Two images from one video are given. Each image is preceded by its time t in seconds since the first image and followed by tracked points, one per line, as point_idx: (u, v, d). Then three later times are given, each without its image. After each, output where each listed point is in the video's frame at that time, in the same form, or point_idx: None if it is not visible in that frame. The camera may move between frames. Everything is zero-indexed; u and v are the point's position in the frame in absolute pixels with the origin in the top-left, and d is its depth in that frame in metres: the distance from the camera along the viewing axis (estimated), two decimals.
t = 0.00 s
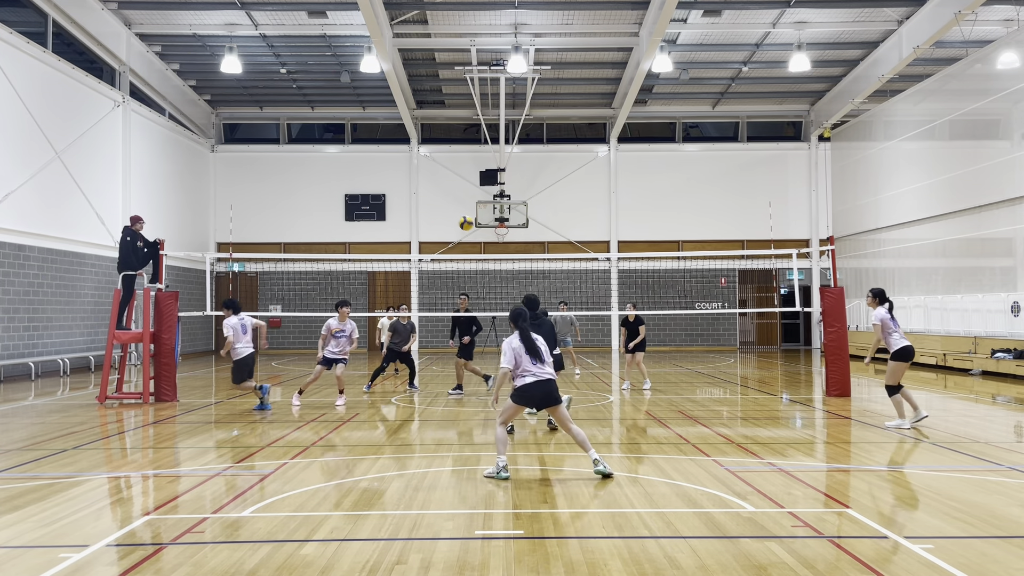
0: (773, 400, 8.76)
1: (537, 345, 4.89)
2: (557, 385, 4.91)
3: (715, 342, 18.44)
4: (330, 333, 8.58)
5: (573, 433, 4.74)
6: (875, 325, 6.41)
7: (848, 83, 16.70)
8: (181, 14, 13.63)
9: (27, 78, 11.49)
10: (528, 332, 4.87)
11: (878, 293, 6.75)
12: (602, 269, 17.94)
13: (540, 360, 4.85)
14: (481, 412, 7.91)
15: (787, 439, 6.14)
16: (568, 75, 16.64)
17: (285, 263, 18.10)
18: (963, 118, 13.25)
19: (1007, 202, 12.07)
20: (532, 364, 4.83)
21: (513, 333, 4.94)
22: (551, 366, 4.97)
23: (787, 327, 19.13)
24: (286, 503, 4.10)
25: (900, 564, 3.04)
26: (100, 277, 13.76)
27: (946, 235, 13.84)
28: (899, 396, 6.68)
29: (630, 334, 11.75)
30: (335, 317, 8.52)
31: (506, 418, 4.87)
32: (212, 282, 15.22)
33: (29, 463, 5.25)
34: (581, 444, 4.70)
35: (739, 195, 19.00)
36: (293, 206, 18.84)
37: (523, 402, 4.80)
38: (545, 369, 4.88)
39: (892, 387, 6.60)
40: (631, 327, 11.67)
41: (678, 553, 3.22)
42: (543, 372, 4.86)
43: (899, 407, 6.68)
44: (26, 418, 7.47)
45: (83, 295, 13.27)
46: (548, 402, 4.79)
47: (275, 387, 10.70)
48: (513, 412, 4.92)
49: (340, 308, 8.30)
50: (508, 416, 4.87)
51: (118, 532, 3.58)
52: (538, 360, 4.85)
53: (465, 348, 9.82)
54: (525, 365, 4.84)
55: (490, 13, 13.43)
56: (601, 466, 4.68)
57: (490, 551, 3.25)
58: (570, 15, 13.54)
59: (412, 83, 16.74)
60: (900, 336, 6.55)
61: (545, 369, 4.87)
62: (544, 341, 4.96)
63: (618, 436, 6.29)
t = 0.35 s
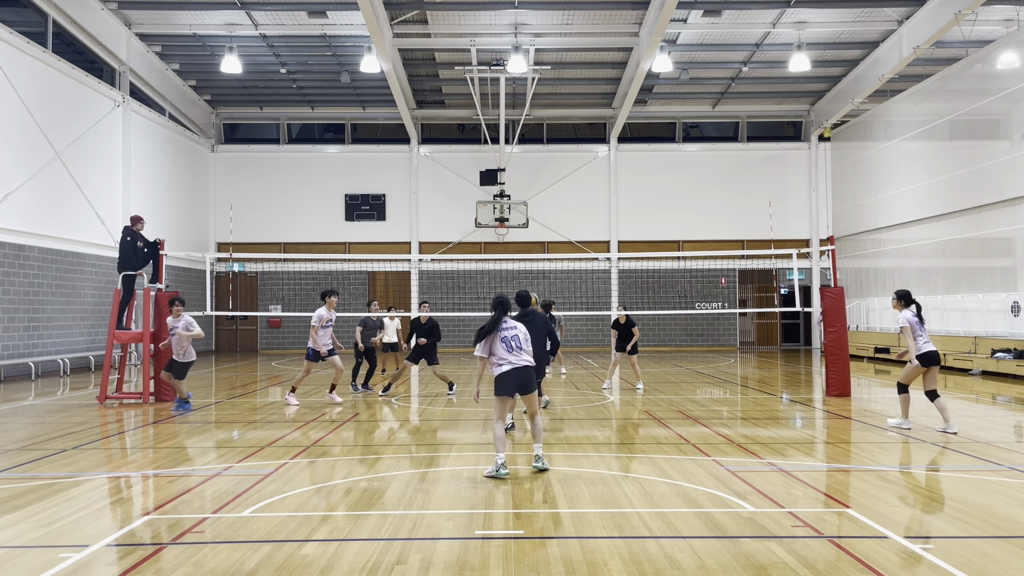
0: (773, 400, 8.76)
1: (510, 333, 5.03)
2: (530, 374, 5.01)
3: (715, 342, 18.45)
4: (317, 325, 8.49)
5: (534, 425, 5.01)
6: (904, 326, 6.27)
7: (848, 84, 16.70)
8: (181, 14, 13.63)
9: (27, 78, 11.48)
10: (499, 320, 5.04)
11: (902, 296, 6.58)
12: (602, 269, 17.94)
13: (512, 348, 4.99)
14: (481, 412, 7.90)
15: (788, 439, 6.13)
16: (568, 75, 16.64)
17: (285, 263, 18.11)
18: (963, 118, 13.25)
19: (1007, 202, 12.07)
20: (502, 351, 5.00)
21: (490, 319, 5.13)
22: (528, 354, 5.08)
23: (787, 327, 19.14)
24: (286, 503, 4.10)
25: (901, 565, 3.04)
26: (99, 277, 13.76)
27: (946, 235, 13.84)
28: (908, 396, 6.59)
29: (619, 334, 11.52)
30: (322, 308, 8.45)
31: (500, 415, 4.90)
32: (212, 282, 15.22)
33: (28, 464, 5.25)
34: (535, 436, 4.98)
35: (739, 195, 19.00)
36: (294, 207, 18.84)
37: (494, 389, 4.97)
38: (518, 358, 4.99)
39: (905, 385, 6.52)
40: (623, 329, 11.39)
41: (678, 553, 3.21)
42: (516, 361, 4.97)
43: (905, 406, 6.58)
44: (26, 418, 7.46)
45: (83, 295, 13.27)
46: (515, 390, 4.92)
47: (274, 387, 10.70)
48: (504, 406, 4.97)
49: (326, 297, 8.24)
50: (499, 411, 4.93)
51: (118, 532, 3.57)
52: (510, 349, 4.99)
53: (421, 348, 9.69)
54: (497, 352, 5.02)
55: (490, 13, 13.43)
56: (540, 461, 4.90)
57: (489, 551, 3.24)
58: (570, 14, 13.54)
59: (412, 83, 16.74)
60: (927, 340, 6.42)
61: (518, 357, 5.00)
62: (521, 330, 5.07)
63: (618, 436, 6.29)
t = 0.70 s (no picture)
0: (773, 400, 8.76)
1: (513, 333, 5.02)
2: (530, 374, 5.02)
3: (715, 342, 18.45)
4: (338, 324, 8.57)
5: (523, 424, 5.04)
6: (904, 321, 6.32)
7: (848, 84, 16.70)
8: (181, 14, 13.63)
9: (27, 78, 11.48)
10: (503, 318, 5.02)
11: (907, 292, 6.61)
12: (602, 269, 17.94)
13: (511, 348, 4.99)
14: (481, 412, 7.90)
15: (788, 439, 6.14)
16: (568, 75, 16.64)
17: (285, 263, 18.12)
18: (963, 118, 13.24)
19: (1007, 202, 12.07)
20: (503, 350, 5.01)
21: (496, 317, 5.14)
22: (529, 354, 5.07)
23: (787, 327, 19.14)
24: (286, 503, 4.10)
25: (900, 565, 3.04)
26: (100, 277, 13.76)
27: (946, 235, 13.85)
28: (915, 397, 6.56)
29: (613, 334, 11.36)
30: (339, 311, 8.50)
31: (498, 409, 4.99)
32: (212, 282, 15.23)
33: (29, 464, 5.25)
34: (521, 436, 5.04)
35: (739, 195, 19.00)
36: (294, 206, 18.83)
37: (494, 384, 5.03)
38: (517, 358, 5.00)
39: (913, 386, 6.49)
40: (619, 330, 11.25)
41: (678, 553, 3.22)
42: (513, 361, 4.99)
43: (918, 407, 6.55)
44: (26, 418, 7.47)
45: (83, 295, 13.27)
46: (512, 389, 4.95)
47: (275, 387, 10.70)
48: (504, 403, 5.04)
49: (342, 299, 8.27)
50: (499, 408, 5.01)
51: (118, 532, 3.58)
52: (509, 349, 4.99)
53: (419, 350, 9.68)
54: (498, 349, 5.04)
55: (490, 13, 13.42)
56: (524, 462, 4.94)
57: (489, 551, 3.24)
58: (570, 15, 13.54)
59: (412, 83, 16.74)
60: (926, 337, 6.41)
61: (518, 356, 5.00)
62: (525, 330, 5.05)
63: (618, 437, 6.29)
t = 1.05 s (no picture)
0: (773, 400, 8.76)
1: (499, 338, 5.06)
2: (517, 380, 5.00)
3: (715, 342, 18.45)
4: (354, 320, 8.53)
5: (523, 423, 5.04)
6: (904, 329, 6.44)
7: (848, 84, 16.70)
8: (181, 14, 13.63)
9: (27, 78, 11.48)
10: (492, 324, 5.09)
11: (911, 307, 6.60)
12: (602, 269, 17.94)
13: (496, 352, 5.02)
14: (481, 412, 7.91)
15: (788, 438, 6.14)
16: (568, 75, 16.64)
17: (286, 263, 18.13)
18: (963, 118, 13.24)
19: (1007, 202, 12.07)
20: (492, 354, 5.06)
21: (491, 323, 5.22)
22: (518, 360, 5.06)
23: (787, 327, 19.16)
24: (286, 503, 4.10)
25: (900, 565, 3.04)
26: (99, 277, 13.75)
27: (946, 235, 13.85)
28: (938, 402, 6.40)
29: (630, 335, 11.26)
30: (357, 305, 8.54)
31: (489, 412, 5.04)
32: (212, 282, 15.23)
33: (29, 463, 5.26)
34: (521, 435, 5.00)
35: (739, 195, 19.00)
36: (294, 206, 18.83)
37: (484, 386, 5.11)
38: (502, 361, 5.01)
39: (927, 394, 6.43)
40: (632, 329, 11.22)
41: (678, 553, 3.22)
42: (497, 365, 5.01)
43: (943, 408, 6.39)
44: (26, 418, 7.47)
45: (83, 295, 13.27)
46: (496, 394, 4.97)
47: (275, 387, 10.70)
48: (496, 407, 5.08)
49: (360, 292, 8.32)
50: (488, 411, 5.05)
51: (119, 532, 3.58)
52: (494, 352, 5.04)
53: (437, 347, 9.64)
54: (489, 353, 5.10)
55: (490, 13, 13.42)
56: (524, 461, 4.98)
57: (489, 551, 3.24)
58: (571, 15, 13.54)
59: (412, 83, 16.74)
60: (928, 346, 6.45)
61: (506, 361, 5.01)
62: (515, 336, 5.04)
63: (618, 436, 6.29)
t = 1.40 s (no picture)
0: (773, 400, 8.76)
1: (517, 338, 5.10)
2: (525, 379, 4.97)
3: (715, 342, 18.46)
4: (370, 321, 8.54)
5: (541, 425, 5.04)
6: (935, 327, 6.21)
7: (848, 84, 16.70)
8: (181, 14, 13.62)
9: (27, 78, 11.47)
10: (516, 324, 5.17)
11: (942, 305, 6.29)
12: (602, 269, 17.94)
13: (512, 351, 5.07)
14: (481, 412, 7.91)
15: (788, 439, 6.14)
16: (568, 75, 16.64)
17: (286, 263, 18.14)
18: (963, 118, 13.24)
19: (1007, 202, 12.07)
20: (507, 352, 5.13)
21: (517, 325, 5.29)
22: (531, 360, 5.03)
23: (787, 327, 19.17)
24: (286, 503, 4.10)
25: (900, 565, 3.04)
26: (100, 277, 13.76)
27: (946, 235, 13.85)
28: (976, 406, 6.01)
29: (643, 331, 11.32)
30: (373, 305, 8.61)
31: (501, 413, 4.98)
32: (212, 282, 15.23)
33: (29, 464, 5.26)
34: (539, 438, 4.96)
35: (739, 195, 19.00)
36: (295, 206, 18.84)
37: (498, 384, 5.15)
38: (516, 360, 5.04)
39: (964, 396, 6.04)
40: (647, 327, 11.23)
41: (678, 553, 3.21)
42: (512, 364, 5.05)
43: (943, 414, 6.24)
44: (26, 418, 7.47)
45: (83, 295, 13.27)
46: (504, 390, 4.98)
47: (275, 387, 10.71)
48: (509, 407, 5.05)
49: (376, 291, 8.39)
50: (500, 412, 4.99)
51: (119, 532, 3.58)
52: (510, 351, 5.08)
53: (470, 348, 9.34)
54: (506, 352, 5.17)
55: (490, 13, 13.42)
56: (542, 465, 4.86)
57: (489, 551, 3.25)
58: (571, 15, 13.54)
59: (412, 83, 16.74)
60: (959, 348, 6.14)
61: (517, 360, 5.04)
62: (529, 336, 5.03)
63: (618, 436, 6.29)
